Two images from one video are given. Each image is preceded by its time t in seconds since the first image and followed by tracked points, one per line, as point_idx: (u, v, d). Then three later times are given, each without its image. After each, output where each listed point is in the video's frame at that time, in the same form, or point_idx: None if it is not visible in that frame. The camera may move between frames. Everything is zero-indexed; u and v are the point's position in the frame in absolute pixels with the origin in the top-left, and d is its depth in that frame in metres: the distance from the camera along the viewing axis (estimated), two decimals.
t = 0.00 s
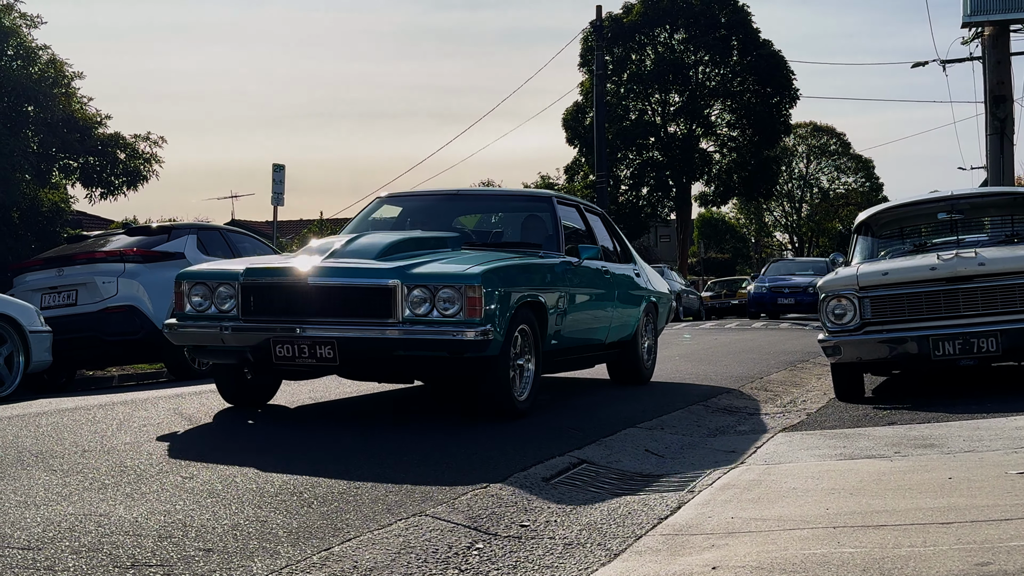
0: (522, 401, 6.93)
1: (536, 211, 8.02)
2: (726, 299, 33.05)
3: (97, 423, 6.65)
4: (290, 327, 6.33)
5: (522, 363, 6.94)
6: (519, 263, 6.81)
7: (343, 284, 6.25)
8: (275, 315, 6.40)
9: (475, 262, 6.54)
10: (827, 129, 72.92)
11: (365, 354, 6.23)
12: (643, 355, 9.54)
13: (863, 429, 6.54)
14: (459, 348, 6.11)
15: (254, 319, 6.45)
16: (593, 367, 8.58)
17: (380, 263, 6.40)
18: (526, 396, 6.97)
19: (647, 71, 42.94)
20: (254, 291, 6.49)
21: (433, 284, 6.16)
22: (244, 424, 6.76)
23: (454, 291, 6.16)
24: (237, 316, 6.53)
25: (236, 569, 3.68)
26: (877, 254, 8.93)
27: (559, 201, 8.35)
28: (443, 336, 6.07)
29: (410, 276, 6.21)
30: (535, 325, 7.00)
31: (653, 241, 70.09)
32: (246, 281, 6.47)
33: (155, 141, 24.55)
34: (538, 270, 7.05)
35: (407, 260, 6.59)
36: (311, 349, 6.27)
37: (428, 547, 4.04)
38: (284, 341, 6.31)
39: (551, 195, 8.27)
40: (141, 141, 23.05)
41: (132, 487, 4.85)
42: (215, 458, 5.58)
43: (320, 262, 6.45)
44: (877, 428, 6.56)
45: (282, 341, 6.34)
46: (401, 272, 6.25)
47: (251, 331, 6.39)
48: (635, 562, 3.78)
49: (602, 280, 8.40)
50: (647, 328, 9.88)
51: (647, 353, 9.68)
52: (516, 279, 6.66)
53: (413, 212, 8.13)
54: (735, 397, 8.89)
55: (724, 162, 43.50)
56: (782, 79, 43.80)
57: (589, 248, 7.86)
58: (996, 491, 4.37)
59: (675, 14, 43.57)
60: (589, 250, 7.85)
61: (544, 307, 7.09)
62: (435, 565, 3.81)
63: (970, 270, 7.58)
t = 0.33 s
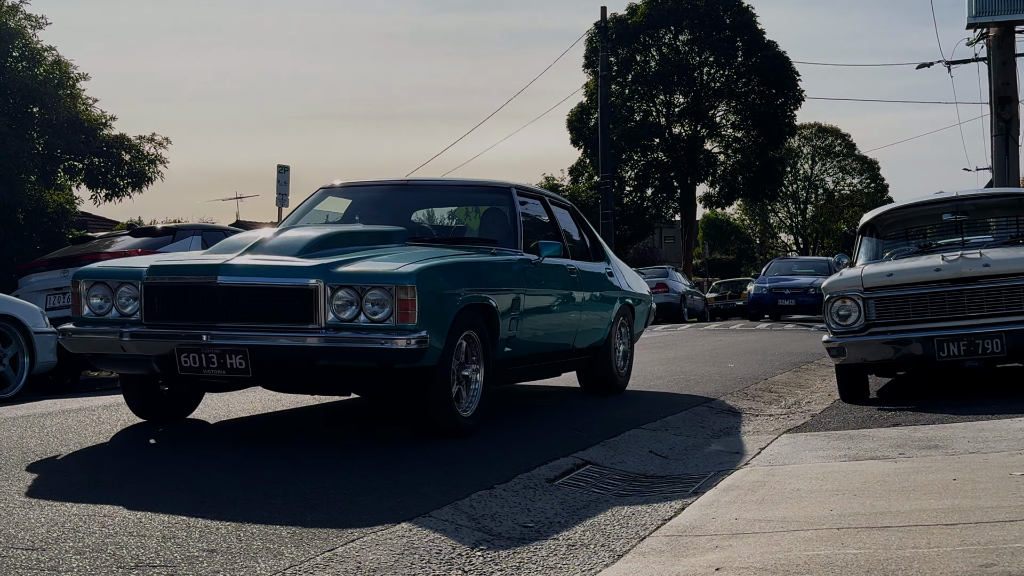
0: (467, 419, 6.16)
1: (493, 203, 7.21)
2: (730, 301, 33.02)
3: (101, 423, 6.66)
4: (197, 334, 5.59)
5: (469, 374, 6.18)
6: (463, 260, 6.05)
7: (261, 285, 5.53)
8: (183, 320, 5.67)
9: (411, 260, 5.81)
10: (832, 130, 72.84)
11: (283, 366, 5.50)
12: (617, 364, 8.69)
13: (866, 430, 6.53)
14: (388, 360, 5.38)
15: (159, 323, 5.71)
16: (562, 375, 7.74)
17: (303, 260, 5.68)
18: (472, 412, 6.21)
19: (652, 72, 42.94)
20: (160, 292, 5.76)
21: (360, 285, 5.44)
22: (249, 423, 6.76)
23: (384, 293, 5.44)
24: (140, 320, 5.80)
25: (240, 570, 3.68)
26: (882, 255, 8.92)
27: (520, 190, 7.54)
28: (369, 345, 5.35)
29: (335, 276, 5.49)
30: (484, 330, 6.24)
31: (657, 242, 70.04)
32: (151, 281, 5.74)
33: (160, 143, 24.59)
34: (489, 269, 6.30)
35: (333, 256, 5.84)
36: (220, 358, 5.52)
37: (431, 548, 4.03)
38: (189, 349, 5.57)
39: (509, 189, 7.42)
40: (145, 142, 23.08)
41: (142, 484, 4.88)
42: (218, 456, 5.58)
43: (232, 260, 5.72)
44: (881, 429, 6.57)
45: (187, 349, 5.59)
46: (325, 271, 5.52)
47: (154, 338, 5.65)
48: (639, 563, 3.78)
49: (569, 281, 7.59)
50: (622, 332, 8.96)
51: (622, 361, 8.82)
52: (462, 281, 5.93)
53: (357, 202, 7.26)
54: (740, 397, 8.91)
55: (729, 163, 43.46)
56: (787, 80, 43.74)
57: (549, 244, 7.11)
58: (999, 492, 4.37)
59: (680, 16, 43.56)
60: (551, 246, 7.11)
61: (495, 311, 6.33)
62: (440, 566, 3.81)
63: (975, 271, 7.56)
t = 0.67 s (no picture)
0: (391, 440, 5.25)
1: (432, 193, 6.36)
2: (733, 302, 33.00)
3: (105, 422, 6.67)
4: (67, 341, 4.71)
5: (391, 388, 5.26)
6: (389, 256, 5.19)
7: (137, 285, 4.65)
8: (52, 325, 4.78)
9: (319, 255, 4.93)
10: (835, 131, 72.79)
11: (163, 381, 4.63)
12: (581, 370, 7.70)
13: (870, 431, 6.52)
14: (286, 374, 4.51)
15: (23, 329, 4.83)
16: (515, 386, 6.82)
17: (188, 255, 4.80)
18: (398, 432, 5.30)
19: (655, 73, 42.92)
20: (23, 292, 4.87)
21: (254, 285, 4.59)
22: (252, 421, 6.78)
23: (280, 295, 4.58)
24: (3, 326, 4.90)
25: (246, 557, 3.68)
26: (885, 256, 8.91)
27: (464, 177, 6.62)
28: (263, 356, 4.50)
29: (224, 274, 4.62)
30: (412, 336, 5.30)
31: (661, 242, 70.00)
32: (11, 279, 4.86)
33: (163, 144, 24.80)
34: (422, 267, 5.40)
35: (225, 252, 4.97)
36: (90, 372, 4.65)
37: (436, 547, 4.05)
38: (55, 360, 4.69)
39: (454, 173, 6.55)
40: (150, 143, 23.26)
41: (147, 476, 4.89)
42: (219, 450, 5.60)
43: (105, 254, 4.83)
44: (884, 429, 6.58)
45: (54, 361, 4.71)
46: (212, 268, 4.64)
47: (17, 347, 4.77)
48: (641, 563, 3.79)
49: (522, 281, 6.61)
50: (589, 337, 8.00)
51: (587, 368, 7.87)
52: (385, 280, 5.04)
53: (288, 191, 6.46)
54: (743, 398, 8.93)
55: (732, 164, 43.44)
56: (791, 81, 43.67)
57: (496, 238, 6.12)
58: (1002, 493, 4.38)
59: (683, 17, 43.55)
60: (497, 241, 6.12)
61: (426, 314, 5.39)
62: (444, 567, 3.82)
63: (979, 272, 7.55)
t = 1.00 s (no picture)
0: (282, 470, 4.50)
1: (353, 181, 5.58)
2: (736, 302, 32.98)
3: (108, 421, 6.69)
4: None
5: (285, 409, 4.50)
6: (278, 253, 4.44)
7: None
8: None
9: (186, 252, 4.20)
10: (839, 131, 72.79)
11: None
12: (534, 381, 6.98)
13: (872, 431, 6.52)
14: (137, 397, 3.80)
15: None
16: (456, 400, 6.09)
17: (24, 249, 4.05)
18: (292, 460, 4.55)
19: (658, 74, 42.94)
20: None
21: (99, 289, 3.87)
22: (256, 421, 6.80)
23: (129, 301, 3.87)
24: None
25: (248, 556, 3.70)
26: (888, 257, 8.91)
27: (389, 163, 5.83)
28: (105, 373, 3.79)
29: (62, 274, 3.89)
30: (309, 346, 4.55)
31: (664, 244, 69.96)
32: None
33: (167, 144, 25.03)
34: (320, 265, 4.63)
35: (70, 245, 4.21)
36: None
37: (438, 547, 4.05)
38: None
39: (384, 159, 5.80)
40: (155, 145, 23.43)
41: (149, 477, 4.92)
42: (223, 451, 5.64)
43: None
44: (887, 430, 6.58)
45: None
46: (48, 267, 3.91)
47: None
48: (643, 563, 3.79)
49: (460, 282, 5.84)
50: (544, 343, 7.26)
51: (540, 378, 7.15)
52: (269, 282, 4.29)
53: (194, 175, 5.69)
54: (746, 399, 8.92)
55: (735, 164, 43.41)
56: (794, 81, 43.61)
57: (422, 232, 5.31)
58: (1005, 493, 4.38)
59: (686, 18, 43.54)
60: (423, 235, 5.31)
61: (327, 320, 4.64)
62: (445, 567, 3.83)
63: (982, 273, 7.54)
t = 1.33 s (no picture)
0: (111, 511, 3.70)
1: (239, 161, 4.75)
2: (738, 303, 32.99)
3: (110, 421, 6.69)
4: None
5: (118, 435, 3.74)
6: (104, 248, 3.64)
7: None
8: None
9: None
10: (841, 132, 72.82)
11: None
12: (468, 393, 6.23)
13: (875, 432, 6.52)
14: None
15: None
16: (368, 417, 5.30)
17: None
18: (124, 499, 3.76)
19: (660, 75, 42.93)
20: None
21: None
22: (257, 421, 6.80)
23: None
24: None
25: (247, 556, 3.70)
26: (890, 258, 8.91)
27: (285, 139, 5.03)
28: None
29: None
30: (150, 360, 3.79)
31: (666, 244, 70.01)
32: None
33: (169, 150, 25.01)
34: (168, 262, 3.86)
35: None
36: None
37: (440, 548, 4.05)
38: None
39: (285, 135, 5.04)
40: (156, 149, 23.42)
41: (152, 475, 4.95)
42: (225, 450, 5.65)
43: None
44: (890, 431, 6.57)
45: None
46: None
47: None
48: (644, 563, 3.79)
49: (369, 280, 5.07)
50: (486, 350, 6.50)
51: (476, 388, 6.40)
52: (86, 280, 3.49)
53: (60, 157, 4.79)
54: (747, 400, 8.91)
55: (738, 165, 43.30)
56: (796, 82, 43.64)
57: (314, 220, 4.53)
58: (1007, 493, 4.38)
59: (689, 19, 43.64)
60: (314, 224, 4.52)
61: (174, 326, 3.87)
62: (447, 566, 3.83)
63: (985, 273, 7.53)
